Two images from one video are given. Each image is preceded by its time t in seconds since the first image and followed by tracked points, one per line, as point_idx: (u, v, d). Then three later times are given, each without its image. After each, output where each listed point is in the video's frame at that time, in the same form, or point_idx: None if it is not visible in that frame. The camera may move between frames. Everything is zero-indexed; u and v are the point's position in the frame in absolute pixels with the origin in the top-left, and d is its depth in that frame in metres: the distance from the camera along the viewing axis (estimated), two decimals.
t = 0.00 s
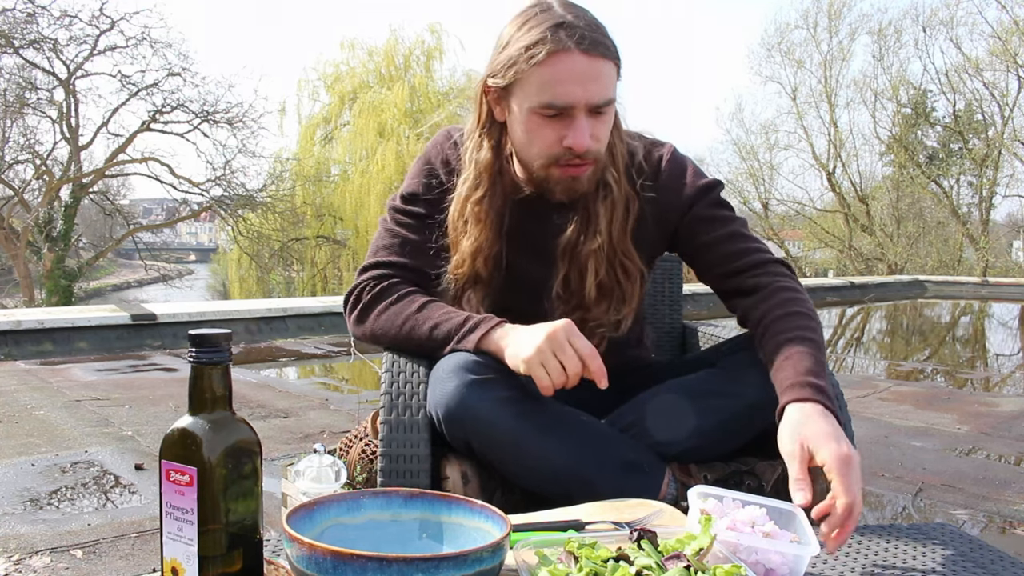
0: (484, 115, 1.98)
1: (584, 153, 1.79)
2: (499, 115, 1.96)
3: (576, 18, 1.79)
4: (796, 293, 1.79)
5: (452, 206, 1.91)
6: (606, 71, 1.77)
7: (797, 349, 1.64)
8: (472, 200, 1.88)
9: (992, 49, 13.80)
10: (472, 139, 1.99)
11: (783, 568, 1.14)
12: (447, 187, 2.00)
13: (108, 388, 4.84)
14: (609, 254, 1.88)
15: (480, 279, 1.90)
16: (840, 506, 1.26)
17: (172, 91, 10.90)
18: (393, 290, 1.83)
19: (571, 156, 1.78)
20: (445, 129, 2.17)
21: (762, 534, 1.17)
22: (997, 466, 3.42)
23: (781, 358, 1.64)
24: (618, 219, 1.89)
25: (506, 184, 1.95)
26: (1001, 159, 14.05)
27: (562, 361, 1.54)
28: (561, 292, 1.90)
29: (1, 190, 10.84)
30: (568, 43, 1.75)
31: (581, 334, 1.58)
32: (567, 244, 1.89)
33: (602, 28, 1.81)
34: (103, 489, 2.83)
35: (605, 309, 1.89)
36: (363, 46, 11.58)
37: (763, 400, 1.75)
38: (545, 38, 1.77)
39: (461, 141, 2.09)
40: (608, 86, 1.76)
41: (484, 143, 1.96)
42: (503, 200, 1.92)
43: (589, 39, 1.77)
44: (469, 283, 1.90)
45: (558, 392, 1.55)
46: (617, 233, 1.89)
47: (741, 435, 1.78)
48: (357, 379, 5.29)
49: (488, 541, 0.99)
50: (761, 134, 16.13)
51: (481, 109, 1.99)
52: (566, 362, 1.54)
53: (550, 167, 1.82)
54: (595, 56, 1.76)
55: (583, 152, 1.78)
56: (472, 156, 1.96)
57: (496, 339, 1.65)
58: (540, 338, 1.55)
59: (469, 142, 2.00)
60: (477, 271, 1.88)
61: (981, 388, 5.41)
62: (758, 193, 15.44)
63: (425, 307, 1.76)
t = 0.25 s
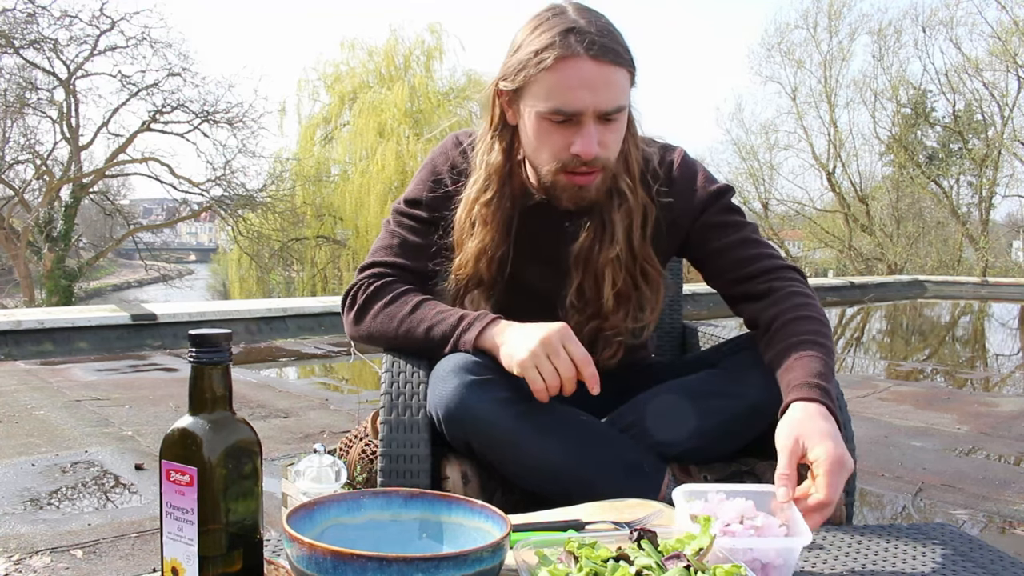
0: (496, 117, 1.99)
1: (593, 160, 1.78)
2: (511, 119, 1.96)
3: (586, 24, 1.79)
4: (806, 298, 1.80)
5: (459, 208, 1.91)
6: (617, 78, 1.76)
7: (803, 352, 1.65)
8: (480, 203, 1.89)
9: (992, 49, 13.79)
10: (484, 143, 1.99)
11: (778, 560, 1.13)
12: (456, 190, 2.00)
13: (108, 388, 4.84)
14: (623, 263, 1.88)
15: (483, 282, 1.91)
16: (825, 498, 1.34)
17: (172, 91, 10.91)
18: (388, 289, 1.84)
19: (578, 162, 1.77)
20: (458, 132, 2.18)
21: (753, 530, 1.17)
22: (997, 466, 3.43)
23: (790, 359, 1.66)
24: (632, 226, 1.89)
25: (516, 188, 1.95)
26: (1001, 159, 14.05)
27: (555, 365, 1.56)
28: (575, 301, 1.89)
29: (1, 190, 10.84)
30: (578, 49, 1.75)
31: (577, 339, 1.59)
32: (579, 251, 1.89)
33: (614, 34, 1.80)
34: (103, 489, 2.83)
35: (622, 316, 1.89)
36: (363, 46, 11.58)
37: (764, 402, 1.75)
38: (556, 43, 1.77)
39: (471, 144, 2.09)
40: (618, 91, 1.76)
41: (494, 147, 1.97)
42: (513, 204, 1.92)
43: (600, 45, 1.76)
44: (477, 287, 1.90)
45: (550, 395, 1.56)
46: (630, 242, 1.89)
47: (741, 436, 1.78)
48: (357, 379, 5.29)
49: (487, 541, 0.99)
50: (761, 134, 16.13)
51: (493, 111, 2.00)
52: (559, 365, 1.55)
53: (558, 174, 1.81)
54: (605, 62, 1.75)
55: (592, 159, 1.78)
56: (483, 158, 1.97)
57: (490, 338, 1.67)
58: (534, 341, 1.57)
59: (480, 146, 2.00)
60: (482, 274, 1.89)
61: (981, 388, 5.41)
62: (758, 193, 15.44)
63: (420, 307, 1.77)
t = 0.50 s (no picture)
0: (501, 118, 1.99)
1: (593, 157, 1.78)
2: (516, 119, 1.96)
3: (587, 20, 1.80)
4: (810, 288, 1.83)
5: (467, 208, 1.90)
6: (616, 74, 1.77)
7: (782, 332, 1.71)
8: (488, 202, 1.87)
9: (992, 49, 13.79)
10: (490, 144, 1.99)
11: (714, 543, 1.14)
12: (458, 192, 1.97)
13: (108, 388, 4.84)
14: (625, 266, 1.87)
15: (491, 285, 1.89)
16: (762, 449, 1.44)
17: (172, 91, 10.91)
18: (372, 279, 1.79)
19: (578, 159, 1.77)
20: (461, 138, 2.18)
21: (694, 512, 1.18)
22: (997, 466, 3.42)
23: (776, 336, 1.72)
24: (635, 231, 1.88)
25: (522, 188, 1.94)
26: (1001, 159, 14.05)
27: (536, 356, 1.49)
28: (579, 307, 1.88)
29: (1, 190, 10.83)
30: (577, 43, 1.76)
31: (560, 332, 1.53)
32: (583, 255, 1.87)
33: (614, 30, 1.81)
34: (102, 489, 2.83)
35: (625, 325, 1.87)
36: (363, 46, 11.57)
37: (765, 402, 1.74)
38: (556, 38, 1.78)
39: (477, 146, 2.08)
40: (618, 87, 1.76)
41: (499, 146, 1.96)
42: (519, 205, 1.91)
43: (600, 40, 1.77)
44: (482, 291, 1.89)
45: (531, 389, 1.50)
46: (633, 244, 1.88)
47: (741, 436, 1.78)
48: (357, 379, 5.29)
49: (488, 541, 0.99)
50: (761, 134, 16.12)
51: (498, 111, 2.00)
52: (540, 356, 1.49)
53: (557, 171, 1.80)
54: (604, 58, 1.76)
55: (592, 156, 1.77)
56: (489, 159, 1.96)
57: (468, 330, 1.60)
58: (515, 331, 1.50)
59: (486, 147, 2.00)
60: (490, 277, 1.87)
61: (981, 388, 5.41)
62: (758, 193, 15.44)
63: (404, 297, 1.72)
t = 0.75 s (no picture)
0: (495, 124, 2.00)
1: (579, 171, 1.77)
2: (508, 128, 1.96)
3: (574, 31, 1.80)
4: (790, 300, 1.78)
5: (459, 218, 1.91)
6: (603, 87, 1.76)
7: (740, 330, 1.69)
8: (478, 212, 1.88)
9: (992, 49, 13.79)
10: (484, 152, 2.00)
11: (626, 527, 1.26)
12: (452, 199, 1.97)
13: (108, 388, 4.84)
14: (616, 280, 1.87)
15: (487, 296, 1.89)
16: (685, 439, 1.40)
17: (172, 91, 10.91)
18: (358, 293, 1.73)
19: (563, 173, 1.77)
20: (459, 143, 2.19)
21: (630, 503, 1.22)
22: (997, 466, 3.42)
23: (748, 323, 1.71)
24: (626, 243, 1.88)
25: (514, 197, 1.95)
26: (1001, 159, 14.05)
27: (489, 384, 1.31)
28: (571, 321, 1.88)
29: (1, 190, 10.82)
30: (563, 55, 1.76)
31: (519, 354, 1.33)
32: (575, 268, 1.89)
33: (604, 42, 1.81)
34: (102, 489, 2.82)
35: (618, 340, 1.87)
36: (363, 46, 11.56)
37: (762, 404, 1.75)
38: (542, 51, 1.78)
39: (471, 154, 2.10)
40: (604, 100, 1.76)
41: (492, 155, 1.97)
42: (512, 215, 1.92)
43: (587, 52, 1.76)
44: (476, 302, 1.87)
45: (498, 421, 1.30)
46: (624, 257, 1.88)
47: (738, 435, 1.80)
48: (357, 379, 5.29)
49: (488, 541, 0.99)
50: (761, 134, 16.12)
51: (492, 117, 2.01)
52: (493, 381, 1.30)
53: (543, 184, 1.80)
54: (590, 70, 1.76)
55: (578, 170, 1.77)
56: (481, 166, 1.98)
57: (441, 356, 1.46)
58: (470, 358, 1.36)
59: (480, 155, 2.01)
60: (485, 288, 1.87)
61: (981, 388, 5.42)
62: (758, 193, 15.46)
63: (389, 313, 1.64)
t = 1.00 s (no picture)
0: (495, 134, 2.00)
1: (580, 182, 1.78)
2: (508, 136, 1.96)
3: (577, 41, 1.79)
4: (810, 291, 1.80)
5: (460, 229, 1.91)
6: (606, 98, 1.76)
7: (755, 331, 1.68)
8: (480, 225, 1.88)
9: (992, 49, 13.80)
10: (483, 161, 2.00)
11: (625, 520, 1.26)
12: (452, 206, 1.96)
13: (109, 388, 4.84)
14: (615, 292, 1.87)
15: (488, 306, 1.89)
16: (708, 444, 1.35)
17: (172, 91, 10.91)
18: (363, 310, 1.70)
19: (564, 184, 1.77)
20: (456, 151, 2.19)
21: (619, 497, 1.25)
22: (997, 466, 3.43)
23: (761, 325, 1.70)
24: (624, 255, 1.88)
25: (514, 207, 1.95)
26: (1001, 159, 14.05)
27: (499, 399, 1.27)
28: (565, 330, 1.88)
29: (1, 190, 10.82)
30: (566, 65, 1.75)
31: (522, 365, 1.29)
32: (574, 278, 1.89)
33: (606, 52, 1.80)
34: (103, 489, 2.83)
35: (612, 351, 1.87)
36: (363, 46, 11.56)
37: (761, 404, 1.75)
38: (545, 61, 1.78)
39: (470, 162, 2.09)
40: (606, 111, 1.76)
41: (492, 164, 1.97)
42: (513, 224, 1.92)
43: (590, 63, 1.76)
44: (477, 311, 1.89)
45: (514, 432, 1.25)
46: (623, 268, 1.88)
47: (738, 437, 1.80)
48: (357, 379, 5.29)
49: (488, 540, 0.99)
50: (760, 134, 16.12)
51: (492, 127, 2.00)
52: (502, 398, 1.26)
53: (543, 195, 1.80)
54: (593, 81, 1.75)
55: (578, 181, 1.77)
56: (481, 176, 1.98)
57: (445, 377, 1.44)
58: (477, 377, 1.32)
59: (481, 163, 2.01)
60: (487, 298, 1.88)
61: (981, 388, 5.42)
62: (758, 193, 15.45)
63: (393, 329, 1.62)
